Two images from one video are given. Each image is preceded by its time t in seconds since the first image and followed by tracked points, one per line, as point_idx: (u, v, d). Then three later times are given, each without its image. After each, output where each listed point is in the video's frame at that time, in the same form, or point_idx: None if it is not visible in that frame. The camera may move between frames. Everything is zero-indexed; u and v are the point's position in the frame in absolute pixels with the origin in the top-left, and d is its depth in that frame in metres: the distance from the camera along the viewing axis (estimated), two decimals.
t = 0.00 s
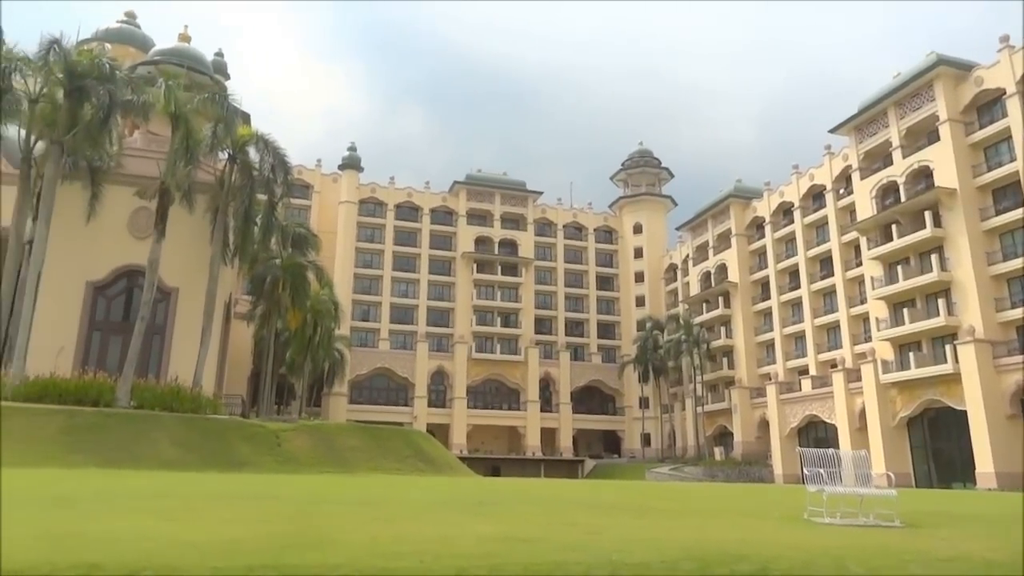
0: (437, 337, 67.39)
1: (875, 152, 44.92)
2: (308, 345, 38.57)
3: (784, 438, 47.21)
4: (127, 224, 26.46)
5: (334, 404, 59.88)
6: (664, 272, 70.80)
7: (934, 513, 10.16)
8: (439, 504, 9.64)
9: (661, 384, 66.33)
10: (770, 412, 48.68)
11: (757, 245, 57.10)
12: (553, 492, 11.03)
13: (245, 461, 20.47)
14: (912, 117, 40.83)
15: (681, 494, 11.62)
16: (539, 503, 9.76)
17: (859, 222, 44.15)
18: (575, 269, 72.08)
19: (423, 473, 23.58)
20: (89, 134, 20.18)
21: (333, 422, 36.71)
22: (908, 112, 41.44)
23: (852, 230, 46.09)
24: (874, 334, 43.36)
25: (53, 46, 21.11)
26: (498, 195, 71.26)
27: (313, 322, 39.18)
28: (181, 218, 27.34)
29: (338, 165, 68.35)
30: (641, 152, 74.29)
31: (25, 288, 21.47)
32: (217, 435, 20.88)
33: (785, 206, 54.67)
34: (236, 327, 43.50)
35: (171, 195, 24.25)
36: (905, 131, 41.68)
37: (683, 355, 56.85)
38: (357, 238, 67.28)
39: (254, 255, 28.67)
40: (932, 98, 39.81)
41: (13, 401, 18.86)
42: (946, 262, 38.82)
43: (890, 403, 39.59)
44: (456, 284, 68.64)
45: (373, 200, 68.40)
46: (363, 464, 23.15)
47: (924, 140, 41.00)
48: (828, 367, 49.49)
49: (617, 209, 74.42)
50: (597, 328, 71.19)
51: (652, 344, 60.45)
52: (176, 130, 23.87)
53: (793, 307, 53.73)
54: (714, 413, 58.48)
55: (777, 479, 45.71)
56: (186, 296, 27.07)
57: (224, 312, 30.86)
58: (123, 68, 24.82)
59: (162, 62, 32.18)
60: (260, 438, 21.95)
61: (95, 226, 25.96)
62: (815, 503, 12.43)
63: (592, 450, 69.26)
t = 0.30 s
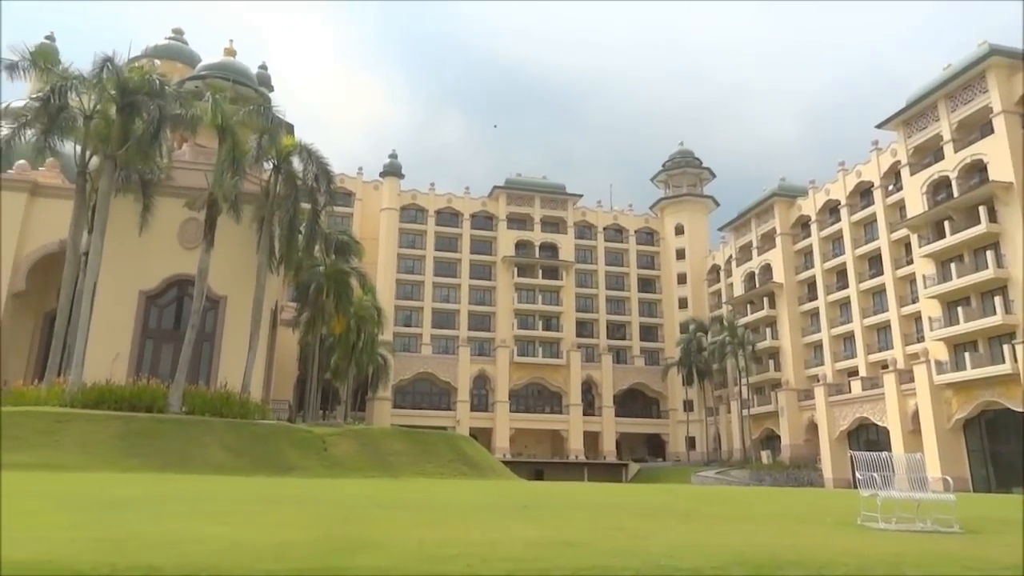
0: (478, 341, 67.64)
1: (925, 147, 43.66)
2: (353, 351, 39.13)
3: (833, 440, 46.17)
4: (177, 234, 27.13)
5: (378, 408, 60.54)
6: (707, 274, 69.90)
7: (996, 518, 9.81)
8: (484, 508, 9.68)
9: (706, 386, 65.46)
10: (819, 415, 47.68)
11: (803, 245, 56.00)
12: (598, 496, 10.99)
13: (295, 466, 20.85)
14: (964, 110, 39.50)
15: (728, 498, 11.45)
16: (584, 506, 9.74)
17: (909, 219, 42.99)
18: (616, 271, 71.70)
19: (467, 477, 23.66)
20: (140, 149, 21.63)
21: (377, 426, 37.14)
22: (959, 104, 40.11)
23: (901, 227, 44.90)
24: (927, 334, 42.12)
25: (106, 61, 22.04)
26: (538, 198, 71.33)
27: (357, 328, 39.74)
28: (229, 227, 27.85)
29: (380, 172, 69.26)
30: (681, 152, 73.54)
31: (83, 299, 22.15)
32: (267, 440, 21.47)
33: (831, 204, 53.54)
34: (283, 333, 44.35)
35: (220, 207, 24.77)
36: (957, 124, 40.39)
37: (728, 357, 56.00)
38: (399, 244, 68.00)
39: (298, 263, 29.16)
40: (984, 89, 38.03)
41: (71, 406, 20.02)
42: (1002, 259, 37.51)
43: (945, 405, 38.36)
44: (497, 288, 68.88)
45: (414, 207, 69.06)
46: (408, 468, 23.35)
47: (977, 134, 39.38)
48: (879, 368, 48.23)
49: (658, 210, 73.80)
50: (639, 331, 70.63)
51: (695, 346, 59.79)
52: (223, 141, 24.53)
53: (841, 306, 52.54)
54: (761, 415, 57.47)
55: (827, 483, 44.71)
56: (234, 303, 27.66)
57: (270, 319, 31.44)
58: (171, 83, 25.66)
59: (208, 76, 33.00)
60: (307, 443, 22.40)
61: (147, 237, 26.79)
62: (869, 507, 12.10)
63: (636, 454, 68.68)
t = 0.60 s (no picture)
0: (507, 343, 67.64)
1: (959, 137, 42.68)
2: (383, 355, 39.38)
3: (870, 438, 45.36)
4: (209, 242, 27.59)
5: (409, 411, 60.87)
6: (736, 271, 69.16)
7: None
8: (518, 510, 9.67)
9: (738, 385, 64.68)
10: (854, 412, 46.89)
11: (835, 240, 55.15)
12: (632, 497, 10.92)
13: (327, 469, 20.99)
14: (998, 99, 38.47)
15: (765, 498, 11.30)
16: (618, 508, 9.68)
17: (944, 211, 42.07)
18: (644, 270, 71.30)
19: (498, 478, 23.64)
20: (173, 158, 23.72)
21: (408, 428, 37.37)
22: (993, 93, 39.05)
23: (936, 219, 43.98)
24: (966, 328, 41.16)
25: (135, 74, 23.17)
26: (564, 198, 71.22)
27: (386, 331, 40.01)
28: (260, 234, 28.44)
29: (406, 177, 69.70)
30: (708, 149, 72.86)
31: (121, 306, 22.69)
32: (299, 444, 21.66)
33: (863, 197, 52.67)
34: (314, 338, 44.82)
35: (250, 214, 25.20)
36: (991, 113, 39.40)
37: (760, 355, 55.30)
38: (426, 248, 68.32)
39: (327, 267, 29.15)
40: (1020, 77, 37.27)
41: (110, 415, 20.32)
42: None
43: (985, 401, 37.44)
44: (525, 289, 68.90)
45: (441, 210, 69.34)
46: (440, 470, 23.39)
47: (1014, 122, 38.83)
48: (917, 364, 47.28)
49: (685, 208, 73.24)
50: (669, 330, 70.11)
51: (726, 345, 59.20)
52: (253, 150, 24.81)
53: (876, 302, 51.64)
54: (794, 414, 56.69)
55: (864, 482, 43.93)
56: (265, 309, 28.06)
57: (302, 324, 31.78)
58: (201, 94, 26.13)
59: (237, 86, 33.51)
60: (340, 447, 22.54)
61: (180, 246, 27.30)
62: (910, 506, 11.85)
63: (667, 454, 68.12)
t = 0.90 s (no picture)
0: (537, 345, 67.57)
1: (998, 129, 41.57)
2: (414, 357, 39.63)
3: (910, 438, 44.40)
4: (243, 248, 28.04)
5: (440, 414, 61.13)
6: (768, 269, 68.28)
7: None
8: (553, 512, 9.65)
9: (771, 384, 63.79)
10: (893, 411, 45.96)
11: (869, 236, 54.19)
12: (667, 499, 10.83)
13: (360, 471, 21.15)
14: None
15: (801, 499, 11.17)
16: (653, 509, 9.65)
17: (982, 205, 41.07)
18: (674, 270, 70.79)
19: (530, 480, 23.58)
20: (206, 165, 24.17)
21: (440, 431, 37.51)
22: None
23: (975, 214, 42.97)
24: (1007, 325, 40.13)
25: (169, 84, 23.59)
26: (592, 199, 71.00)
27: (417, 334, 40.23)
28: (292, 240, 28.75)
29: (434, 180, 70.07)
30: (738, 146, 72.05)
31: (159, 312, 23.18)
32: (333, 447, 21.85)
33: (898, 192, 51.71)
34: (345, 342, 45.26)
35: (282, 221, 25.57)
36: None
37: (794, 354, 54.49)
38: (455, 251, 68.57)
39: (358, 271, 29.34)
40: None
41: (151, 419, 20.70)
42: None
43: None
44: (554, 291, 68.80)
45: (469, 213, 69.55)
46: (473, 473, 23.42)
47: None
48: (957, 362, 46.23)
49: (715, 206, 72.57)
50: (700, 330, 69.47)
51: (759, 344, 58.42)
52: (284, 156, 25.05)
53: (913, 299, 50.66)
54: (830, 413, 55.78)
55: (905, 483, 43.02)
56: (298, 314, 28.39)
57: (334, 328, 32.18)
58: (233, 103, 26.47)
59: (268, 94, 34.00)
60: (374, 449, 22.71)
61: (215, 252, 27.75)
62: (953, 508, 11.59)
63: (700, 455, 67.43)
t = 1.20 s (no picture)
0: (568, 345, 67.39)
1: None
2: (445, 360, 39.76)
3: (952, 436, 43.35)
4: (276, 254, 28.45)
5: (472, 415, 61.33)
6: (802, 266, 67.26)
7: None
8: (587, 513, 9.63)
9: (807, 383, 62.74)
10: (934, 409, 44.92)
11: (906, 230, 53.12)
12: (703, 500, 10.73)
13: (394, 473, 21.31)
14: None
15: (840, 499, 10.98)
16: (688, 510, 9.54)
17: None
18: (706, 268, 70.15)
19: (564, 481, 23.53)
20: (240, 174, 24.50)
21: (473, 433, 37.57)
22: None
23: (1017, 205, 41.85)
24: None
25: (205, 94, 24.06)
26: (621, 198, 70.74)
27: (448, 336, 40.37)
28: (324, 245, 29.09)
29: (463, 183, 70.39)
30: (769, 142, 71.06)
31: (196, 318, 23.64)
32: (367, 448, 22.07)
33: (936, 185, 50.60)
34: (377, 345, 45.62)
35: (314, 226, 25.89)
36: None
37: (830, 352, 53.59)
38: (485, 253, 68.79)
39: (390, 275, 29.51)
40: None
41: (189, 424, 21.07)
42: None
43: None
44: (584, 291, 68.62)
45: (498, 214, 69.73)
46: (506, 473, 23.47)
47: None
48: (1000, 359, 45.01)
49: (746, 203, 71.74)
50: (733, 328, 68.70)
51: (794, 342, 57.54)
52: (315, 162, 25.39)
53: (953, 294, 49.49)
54: (868, 412, 54.75)
55: (947, 483, 42.00)
56: (331, 317, 28.74)
57: (367, 331, 32.51)
58: (264, 111, 26.84)
59: (298, 100, 34.47)
60: (408, 451, 22.88)
61: (248, 258, 28.20)
62: (999, 509, 11.28)
63: (735, 455, 66.64)
